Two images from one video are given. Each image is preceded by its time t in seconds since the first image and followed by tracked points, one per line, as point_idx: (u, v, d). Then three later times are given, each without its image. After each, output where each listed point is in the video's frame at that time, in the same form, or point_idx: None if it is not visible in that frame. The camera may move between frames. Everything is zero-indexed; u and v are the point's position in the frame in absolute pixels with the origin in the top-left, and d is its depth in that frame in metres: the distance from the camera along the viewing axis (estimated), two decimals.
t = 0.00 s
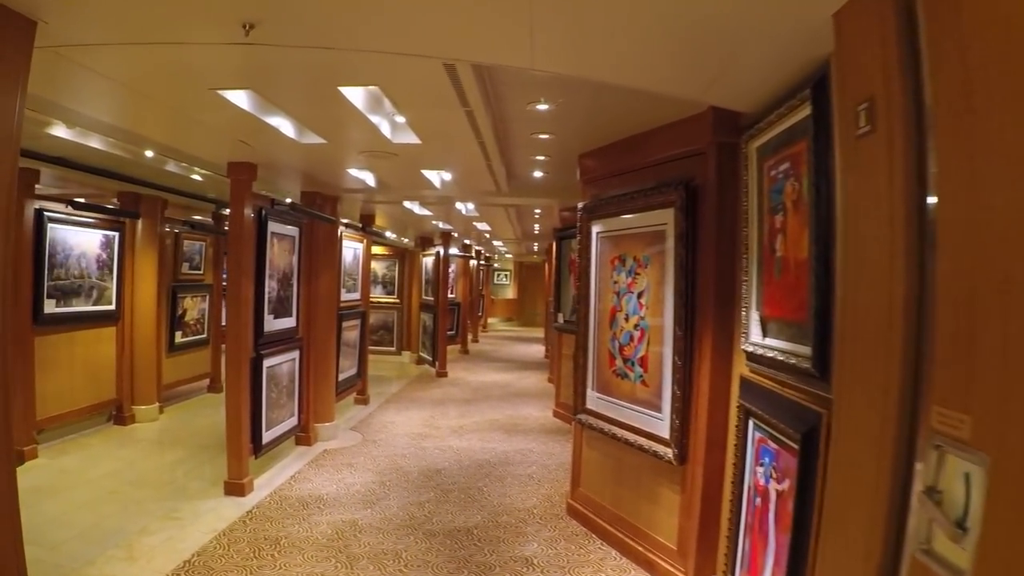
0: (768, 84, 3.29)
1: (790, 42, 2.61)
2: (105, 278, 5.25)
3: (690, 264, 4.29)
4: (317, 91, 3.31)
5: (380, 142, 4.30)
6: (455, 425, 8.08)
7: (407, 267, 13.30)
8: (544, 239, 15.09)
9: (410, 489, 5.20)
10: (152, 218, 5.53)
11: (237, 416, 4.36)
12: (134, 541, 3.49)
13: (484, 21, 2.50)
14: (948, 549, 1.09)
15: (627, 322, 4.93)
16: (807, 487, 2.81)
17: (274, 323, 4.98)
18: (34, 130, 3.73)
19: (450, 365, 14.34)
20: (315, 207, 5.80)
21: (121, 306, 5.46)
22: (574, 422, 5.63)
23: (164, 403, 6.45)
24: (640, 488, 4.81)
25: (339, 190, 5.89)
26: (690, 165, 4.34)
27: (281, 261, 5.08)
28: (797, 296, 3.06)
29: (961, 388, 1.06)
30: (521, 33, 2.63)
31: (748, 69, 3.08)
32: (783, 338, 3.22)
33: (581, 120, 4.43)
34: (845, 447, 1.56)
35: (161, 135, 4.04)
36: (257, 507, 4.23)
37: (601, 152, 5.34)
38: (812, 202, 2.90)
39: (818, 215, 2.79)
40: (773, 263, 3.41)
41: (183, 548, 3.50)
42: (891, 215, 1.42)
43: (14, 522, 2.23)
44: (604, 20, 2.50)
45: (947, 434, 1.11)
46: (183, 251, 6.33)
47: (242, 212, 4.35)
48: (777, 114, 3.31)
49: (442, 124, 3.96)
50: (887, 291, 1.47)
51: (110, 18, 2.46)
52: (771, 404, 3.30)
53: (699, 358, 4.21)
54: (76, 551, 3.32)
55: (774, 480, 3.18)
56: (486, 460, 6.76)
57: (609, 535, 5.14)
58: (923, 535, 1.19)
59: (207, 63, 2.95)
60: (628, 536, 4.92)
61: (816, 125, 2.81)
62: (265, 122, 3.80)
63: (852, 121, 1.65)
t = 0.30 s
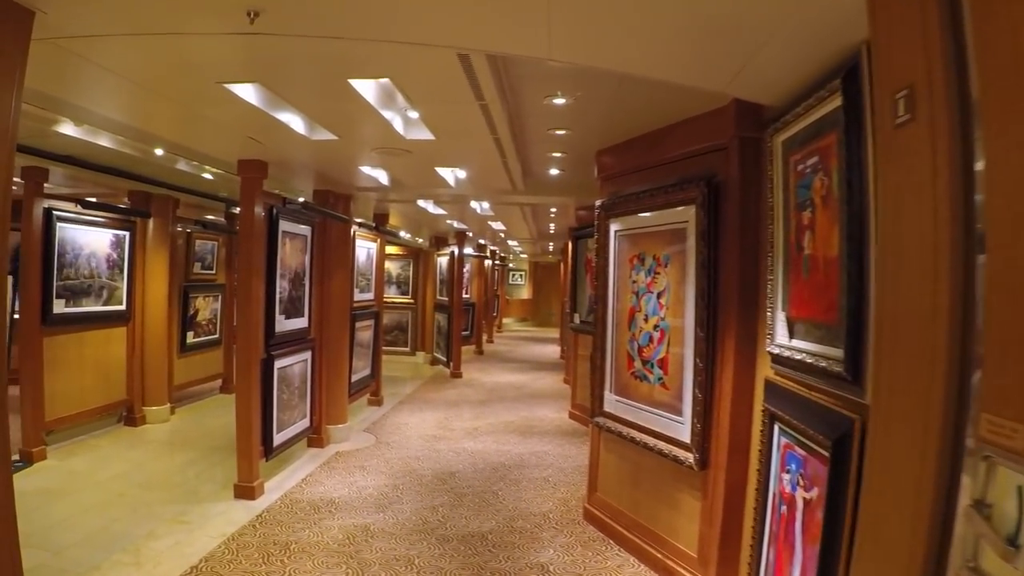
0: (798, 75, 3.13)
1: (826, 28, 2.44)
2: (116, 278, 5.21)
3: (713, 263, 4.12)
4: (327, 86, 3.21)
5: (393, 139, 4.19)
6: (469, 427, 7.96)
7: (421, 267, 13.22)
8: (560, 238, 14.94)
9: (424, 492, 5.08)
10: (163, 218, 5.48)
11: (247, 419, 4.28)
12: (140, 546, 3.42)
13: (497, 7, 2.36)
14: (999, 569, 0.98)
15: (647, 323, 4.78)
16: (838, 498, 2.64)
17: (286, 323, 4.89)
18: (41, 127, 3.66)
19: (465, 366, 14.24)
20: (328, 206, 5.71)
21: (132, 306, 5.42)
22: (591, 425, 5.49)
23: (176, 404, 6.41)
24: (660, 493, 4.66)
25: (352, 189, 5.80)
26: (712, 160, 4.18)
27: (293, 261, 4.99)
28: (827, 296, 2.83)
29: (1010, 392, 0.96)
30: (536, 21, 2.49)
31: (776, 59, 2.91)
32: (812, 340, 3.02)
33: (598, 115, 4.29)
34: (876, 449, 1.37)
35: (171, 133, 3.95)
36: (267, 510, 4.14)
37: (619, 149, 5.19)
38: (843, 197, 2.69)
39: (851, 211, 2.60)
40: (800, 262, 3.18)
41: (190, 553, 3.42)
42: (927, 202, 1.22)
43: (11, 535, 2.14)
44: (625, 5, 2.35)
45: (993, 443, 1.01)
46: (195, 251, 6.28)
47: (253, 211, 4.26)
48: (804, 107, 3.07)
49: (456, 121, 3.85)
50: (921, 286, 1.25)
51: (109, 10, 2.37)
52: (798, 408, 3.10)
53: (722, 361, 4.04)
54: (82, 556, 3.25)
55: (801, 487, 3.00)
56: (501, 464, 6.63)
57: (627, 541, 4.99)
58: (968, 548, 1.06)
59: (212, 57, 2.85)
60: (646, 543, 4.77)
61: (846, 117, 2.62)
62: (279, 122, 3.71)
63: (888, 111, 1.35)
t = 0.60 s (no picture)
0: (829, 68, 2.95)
1: (864, 15, 2.26)
2: (123, 278, 5.17)
3: (733, 263, 3.95)
4: (332, 80, 3.10)
5: (403, 135, 4.08)
6: (482, 429, 7.84)
7: (434, 267, 13.14)
8: (574, 238, 14.79)
9: (435, 497, 4.97)
10: (171, 217, 5.39)
11: (254, 421, 4.18)
12: (143, 552, 3.33)
13: None
14: None
15: (664, 325, 4.62)
16: (869, 512, 2.46)
17: (294, 324, 4.80)
18: (44, 125, 3.56)
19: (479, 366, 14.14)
20: (339, 205, 5.60)
21: (140, 307, 5.37)
22: (606, 429, 5.34)
23: (185, 405, 6.37)
24: (677, 501, 4.49)
25: (363, 187, 5.71)
26: (732, 155, 4.01)
27: (302, 260, 4.90)
28: (857, 299, 2.63)
29: None
30: (550, 7, 2.34)
31: (807, 51, 2.73)
32: (839, 343, 2.81)
33: (614, 109, 4.14)
34: (910, 461, 1.21)
35: (177, 132, 3.83)
36: (274, 516, 4.03)
37: (634, 145, 5.04)
38: (873, 195, 2.49)
39: (880, 209, 2.40)
40: (826, 261, 2.98)
41: (192, 560, 3.32)
42: (973, 185, 1.03)
43: None
44: None
45: None
46: (204, 251, 6.25)
47: (260, 210, 4.18)
48: (829, 99, 2.87)
49: (466, 115, 3.72)
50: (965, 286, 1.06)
51: None
52: (825, 416, 2.90)
53: (742, 365, 3.88)
54: (82, 562, 3.16)
55: (827, 498, 2.80)
56: (514, 467, 6.50)
57: (642, 549, 4.84)
58: None
59: (214, 50, 2.75)
60: (662, 551, 4.61)
61: (878, 108, 2.41)
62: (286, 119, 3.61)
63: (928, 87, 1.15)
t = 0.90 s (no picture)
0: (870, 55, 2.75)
1: None
2: (133, 278, 5.13)
3: (759, 262, 3.75)
4: (340, 74, 2.96)
5: (415, 132, 3.93)
6: (497, 432, 7.70)
7: (450, 267, 13.05)
8: (591, 237, 14.60)
9: (448, 503, 4.83)
10: (182, 216, 5.37)
11: (262, 424, 4.04)
12: (147, 558, 3.21)
13: None
14: None
15: (685, 327, 4.43)
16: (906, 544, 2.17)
17: (305, 325, 4.69)
18: (48, 123, 3.41)
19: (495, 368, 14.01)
20: (351, 204, 5.48)
21: (150, 307, 5.32)
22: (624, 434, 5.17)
23: (197, 406, 6.33)
24: (699, 510, 4.30)
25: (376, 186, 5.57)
26: (757, 150, 3.82)
27: (313, 260, 4.79)
28: (894, 298, 2.32)
29: None
30: None
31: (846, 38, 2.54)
32: (873, 348, 2.50)
33: (633, 101, 3.98)
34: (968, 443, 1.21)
35: (190, 126, 3.68)
36: (283, 522, 3.88)
37: (654, 141, 4.86)
38: (911, 189, 2.20)
39: (922, 203, 2.11)
40: (859, 260, 2.67)
41: (198, 567, 3.19)
42: None
43: None
44: None
45: None
46: (216, 251, 6.21)
47: (269, 208, 4.06)
48: (862, 86, 2.58)
49: (480, 108, 3.57)
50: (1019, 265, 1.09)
51: None
52: (857, 424, 2.63)
53: (768, 370, 3.67)
54: (84, 569, 3.05)
55: (859, 511, 2.53)
56: (530, 472, 6.34)
57: (662, 559, 4.66)
58: None
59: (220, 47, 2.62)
60: (683, 562, 4.43)
61: (917, 97, 2.14)
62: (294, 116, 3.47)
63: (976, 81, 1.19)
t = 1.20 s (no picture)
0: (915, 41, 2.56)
1: None
2: (146, 278, 5.12)
3: (788, 262, 3.57)
4: (351, 73, 2.86)
5: (431, 129, 3.81)
6: (516, 435, 7.57)
7: (469, 268, 12.98)
8: (612, 237, 14.40)
9: (465, 509, 4.71)
10: (197, 217, 5.34)
11: (277, 430, 3.96)
12: (156, 564, 3.15)
13: None
14: None
15: (710, 329, 4.26)
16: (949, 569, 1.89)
17: (321, 326, 4.59)
18: (57, 120, 3.27)
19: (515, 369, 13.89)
20: (367, 203, 5.38)
21: (164, 308, 5.30)
22: (646, 438, 5.01)
23: (213, 407, 6.32)
24: (724, 518, 4.13)
25: (394, 186, 5.47)
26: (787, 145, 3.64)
27: (328, 260, 4.69)
28: (934, 298, 2.05)
29: None
30: None
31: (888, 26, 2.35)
32: (912, 352, 2.25)
33: (654, 95, 3.82)
34: None
35: (204, 126, 3.53)
36: (296, 527, 3.80)
37: (677, 136, 4.70)
38: (952, 183, 1.93)
39: (964, 196, 1.83)
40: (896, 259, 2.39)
41: (207, 573, 3.11)
42: None
43: None
44: None
45: None
46: (232, 251, 6.19)
47: (282, 208, 3.95)
48: (900, 73, 2.29)
49: (496, 102, 3.44)
50: None
51: None
52: (892, 432, 2.39)
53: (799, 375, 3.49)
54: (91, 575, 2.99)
55: (895, 525, 2.28)
56: (549, 477, 6.20)
57: (685, 568, 4.49)
58: None
59: (227, 48, 2.54)
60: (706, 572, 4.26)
61: (960, 81, 1.85)
62: (305, 117, 3.37)
63: None
